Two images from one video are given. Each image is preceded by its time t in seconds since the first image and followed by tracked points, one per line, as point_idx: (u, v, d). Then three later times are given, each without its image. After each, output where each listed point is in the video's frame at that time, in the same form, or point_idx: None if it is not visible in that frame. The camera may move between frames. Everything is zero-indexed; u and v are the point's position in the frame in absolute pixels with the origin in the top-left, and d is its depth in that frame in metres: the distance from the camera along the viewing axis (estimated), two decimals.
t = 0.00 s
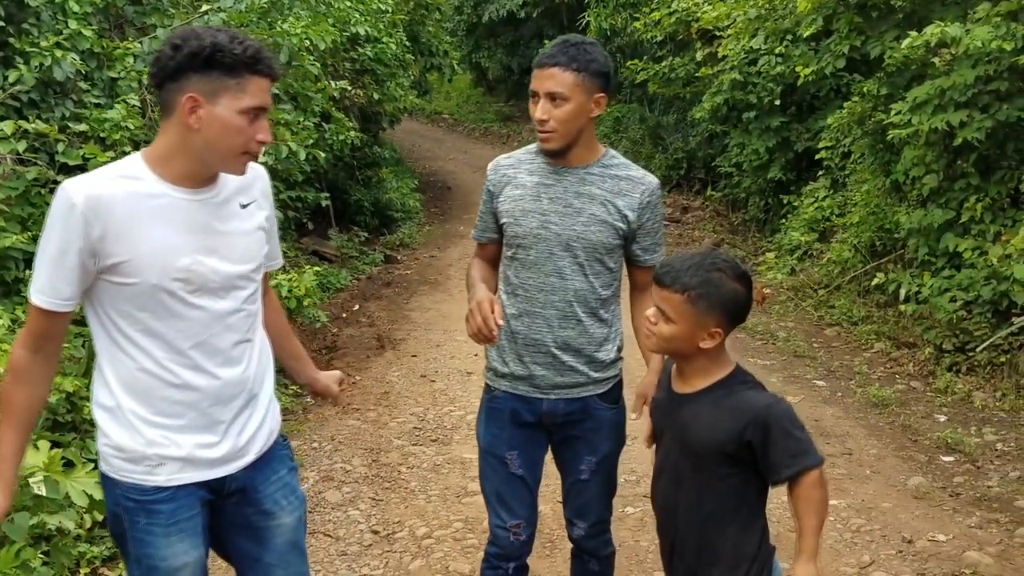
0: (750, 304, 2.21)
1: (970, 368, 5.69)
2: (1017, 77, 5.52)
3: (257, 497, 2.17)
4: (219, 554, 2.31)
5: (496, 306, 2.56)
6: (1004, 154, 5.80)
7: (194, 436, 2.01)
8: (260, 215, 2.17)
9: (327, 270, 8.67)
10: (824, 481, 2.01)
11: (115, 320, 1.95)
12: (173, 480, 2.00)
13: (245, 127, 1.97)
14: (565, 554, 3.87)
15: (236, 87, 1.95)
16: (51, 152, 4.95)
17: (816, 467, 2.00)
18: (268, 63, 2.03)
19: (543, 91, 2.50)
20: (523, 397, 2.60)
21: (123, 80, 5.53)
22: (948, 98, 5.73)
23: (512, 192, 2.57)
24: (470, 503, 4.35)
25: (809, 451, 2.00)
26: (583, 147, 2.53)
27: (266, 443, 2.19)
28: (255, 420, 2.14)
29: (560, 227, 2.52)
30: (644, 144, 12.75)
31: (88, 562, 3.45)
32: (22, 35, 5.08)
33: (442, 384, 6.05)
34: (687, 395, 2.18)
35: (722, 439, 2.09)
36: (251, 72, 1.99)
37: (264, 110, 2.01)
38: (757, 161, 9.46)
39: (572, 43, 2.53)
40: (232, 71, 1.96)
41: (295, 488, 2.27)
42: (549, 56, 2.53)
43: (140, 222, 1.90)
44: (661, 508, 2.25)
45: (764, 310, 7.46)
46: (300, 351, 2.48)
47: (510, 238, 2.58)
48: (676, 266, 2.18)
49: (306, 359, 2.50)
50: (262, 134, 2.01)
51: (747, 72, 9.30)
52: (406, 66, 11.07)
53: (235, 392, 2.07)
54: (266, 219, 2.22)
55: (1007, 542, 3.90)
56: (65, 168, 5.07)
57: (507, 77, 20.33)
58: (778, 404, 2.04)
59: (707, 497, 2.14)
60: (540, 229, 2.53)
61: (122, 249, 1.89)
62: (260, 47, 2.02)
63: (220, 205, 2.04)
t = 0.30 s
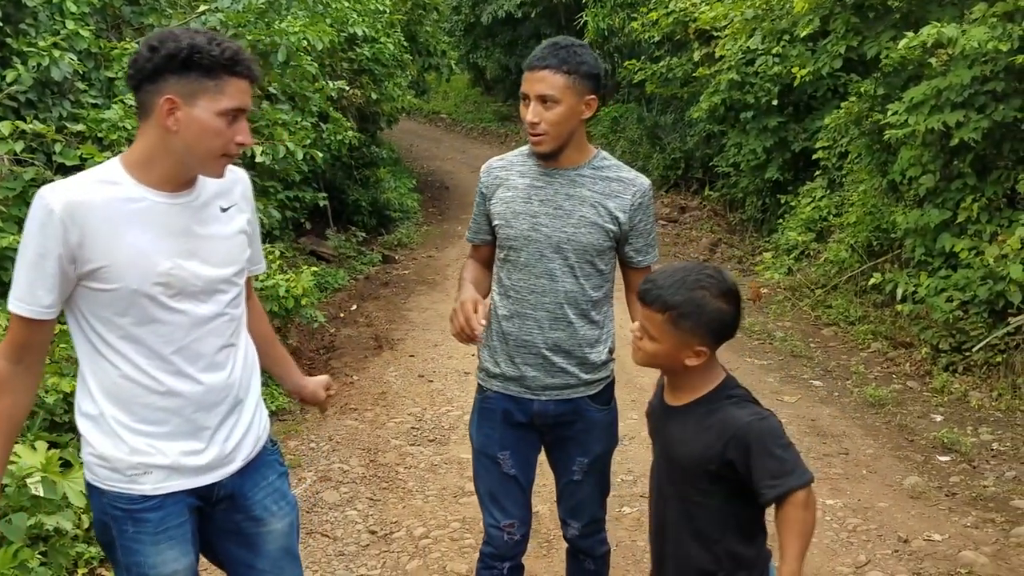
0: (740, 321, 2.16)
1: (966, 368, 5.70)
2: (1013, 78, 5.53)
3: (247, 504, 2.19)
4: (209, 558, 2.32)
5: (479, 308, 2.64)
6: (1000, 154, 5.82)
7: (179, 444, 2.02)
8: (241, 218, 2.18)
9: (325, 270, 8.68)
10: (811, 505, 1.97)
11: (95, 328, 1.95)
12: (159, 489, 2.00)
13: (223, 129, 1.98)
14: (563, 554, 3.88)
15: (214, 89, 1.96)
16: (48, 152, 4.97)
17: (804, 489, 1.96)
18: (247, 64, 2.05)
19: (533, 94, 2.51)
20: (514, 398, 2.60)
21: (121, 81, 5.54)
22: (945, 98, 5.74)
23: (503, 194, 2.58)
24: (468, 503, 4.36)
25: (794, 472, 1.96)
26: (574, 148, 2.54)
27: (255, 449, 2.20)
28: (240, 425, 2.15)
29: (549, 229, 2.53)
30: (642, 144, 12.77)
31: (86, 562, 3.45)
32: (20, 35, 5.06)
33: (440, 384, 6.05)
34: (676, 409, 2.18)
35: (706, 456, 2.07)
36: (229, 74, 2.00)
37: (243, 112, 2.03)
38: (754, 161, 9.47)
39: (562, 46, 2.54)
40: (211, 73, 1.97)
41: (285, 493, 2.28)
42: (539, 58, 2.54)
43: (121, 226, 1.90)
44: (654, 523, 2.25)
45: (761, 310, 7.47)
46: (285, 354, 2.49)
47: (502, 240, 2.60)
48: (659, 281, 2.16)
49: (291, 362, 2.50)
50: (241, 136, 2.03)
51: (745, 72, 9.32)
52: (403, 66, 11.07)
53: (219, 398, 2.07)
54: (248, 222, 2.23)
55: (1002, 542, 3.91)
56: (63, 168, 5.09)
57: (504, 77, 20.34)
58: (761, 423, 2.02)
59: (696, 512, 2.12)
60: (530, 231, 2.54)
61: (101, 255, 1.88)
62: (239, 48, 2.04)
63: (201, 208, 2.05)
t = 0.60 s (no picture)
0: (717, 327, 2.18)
1: (965, 371, 5.71)
2: (1010, 82, 5.55)
3: (245, 510, 2.20)
4: (207, 564, 2.33)
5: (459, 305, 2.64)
6: (998, 158, 5.83)
7: (175, 452, 2.03)
8: (233, 224, 2.20)
9: (325, 273, 8.69)
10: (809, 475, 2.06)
11: (89, 338, 1.95)
12: (156, 498, 2.01)
13: (220, 131, 2.01)
14: (562, 558, 3.89)
15: (207, 94, 1.99)
16: (48, 156, 4.97)
17: (801, 461, 2.04)
18: (235, 69, 2.07)
19: (530, 100, 2.51)
20: (508, 403, 2.62)
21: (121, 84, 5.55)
22: (942, 102, 5.75)
23: (500, 201, 2.60)
24: (467, 507, 4.37)
25: (794, 446, 2.04)
26: (570, 155, 2.55)
27: (251, 457, 2.21)
28: (236, 432, 2.16)
29: (544, 236, 2.54)
30: (641, 146, 12.79)
31: (86, 566, 3.45)
32: (20, 39, 5.09)
33: (439, 387, 6.06)
34: (666, 418, 2.16)
35: (715, 451, 2.08)
36: (218, 77, 2.02)
37: (234, 112, 2.06)
38: (752, 164, 9.49)
39: (557, 52, 2.55)
40: (202, 79, 1.99)
41: (283, 497, 2.29)
42: (535, 65, 2.54)
43: (115, 235, 1.91)
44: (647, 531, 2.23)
45: (760, 314, 7.49)
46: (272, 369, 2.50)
47: (498, 246, 2.61)
48: (642, 296, 2.13)
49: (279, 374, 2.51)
50: (234, 135, 2.06)
51: (743, 75, 9.35)
52: (403, 69, 11.08)
53: (215, 405, 2.08)
54: (239, 229, 2.25)
55: (1001, 545, 3.93)
56: (63, 172, 5.09)
57: (503, 80, 20.38)
58: (762, 405, 2.07)
59: (706, 506, 2.12)
60: (526, 237, 2.55)
61: (95, 265, 1.89)
62: (224, 51, 2.05)
63: (193, 215, 2.06)
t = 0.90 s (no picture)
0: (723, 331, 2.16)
1: (965, 382, 5.71)
2: (1009, 93, 5.56)
3: (240, 520, 2.20)
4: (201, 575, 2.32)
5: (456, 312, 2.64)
6: (997, 169, 5.85)
7: (172, 463, 2.03)
8: (226, 235, 2.20)
9: (324, 284, 8.70)
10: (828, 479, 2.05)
11: (85, 352, 1.95)
12: (153, 510, 2.01)
13: (215, 142, 2.02)
14: (562, 570, 3.88)
15: (201, 106, 1.99)
16: (49, 167, 4.97)
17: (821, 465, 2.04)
18: (228, 81, 2.07)
19: (529, 112, 2.52)
20: (504, 414, 2.62)
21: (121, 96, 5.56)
22: (941, 114, 5.77)
23: (497, 212, 2.61)
24: (467, 519, 4.36)
25: (814, 451, 2.03)
26: (569, 167, 2.56)
27: (244, 468, 2.20)
28: (231, 444, 2.16)
29: (541, 247, 2.54)
30: (640, 158, 12.82)
31: None
32: (21, 51, 5.11)
33: (439, 398, 6.06)
34: (684, 430, 2.11)
35: (737, 460, 2.06)
36: (212, 89, 2.03)
37: (229, 124, 2.07)
38: (751, 176, 9.52)
39: (557, 65, 2.55)
40: (196, 91, 1.99)
41: (278, 508, 2.29)
42: (535, 77, 2.54)
43: (111, 247, 1.91)
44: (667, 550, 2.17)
45: (760, 324, 7.49)
46: (268, 380, 2.49)
47: (495, 257, 2.62)
48: (647, 312, 2.09)
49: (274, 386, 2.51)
50: (229, 146, 2.06)
51: (742, 87, 9.39)
52: (403, 81, 11.12)
53: (211, 417, 2.09)
54: (232, 239, 2.25)
55: (1002, 557, 3.92)
56: (63, 183, 5.09)
57: (503, 91, 20.46)
58: (779, 410, 2.07)
59: (730, 515, 2.09)
60: (523, 249, 2.56)
61: (92, 277, 1.89)
62: (218, 63, 2.06)
63: (187, 226, 2.06)
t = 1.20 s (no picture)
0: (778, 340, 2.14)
1: (965, 387, 5.71)
2: (1009, 98, 5.57)
3: (241, 518, 2.20)
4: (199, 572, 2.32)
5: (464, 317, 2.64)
6: (997, 174, 5.85)
7: (172, 466, 2.03)
8: (223, 237, 2.20)
9: (324, 288, 8.70)
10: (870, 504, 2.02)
11: (83, 357, 1.94)
12: (152, 512, 2.00)
13: (205, 149, 2.00)
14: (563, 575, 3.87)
15: (192, 111, 1.98)
16: (49, 171, 4.97)
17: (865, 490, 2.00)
18: (223, 85, 2.07)
19: (532, 117, 2.52)
20: (506, 419, 2.61)
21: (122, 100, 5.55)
22: (941, 119, 5.77)
23: (499, 216, 2.60)
24: (467, 524, 4.35)
25: (858, 476, 1.99)
26: (571, 171, 2.56)
27: (240, 469, 2.19)
28: (229, 446, 2.16)
29: (545, 252, 2.54)
30: (640, 163, 12.83)
31: None
32: (21, 55, 5.11)
33: (439, 403, 6.05)
34: (730, 436, 2.07)
35: (780, 472, 2.01)
36: (206, 95, 2.01)
37: (223, 131, 2.05)
38: (751, 181, 9.53)
39: (558, 70, 2.55)
40: (187, 95, 1.98)
41: (283, 504, 2.29)
42: (536, 82, 2.54)
43: (108, 251, 1.91)
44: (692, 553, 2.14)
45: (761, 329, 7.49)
46: (268, 383, 2.49)
47: (497, 261, 2.61)
48: (703, 314, 2.08)
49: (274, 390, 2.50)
50: (221, 154, 2.04)
51: (741, 92, 9.41)
52: (403, 86, 11.13)
53: (208, 419, 2.09)
54: (229, 241, 2.24)
55: (1003, 562, 3.91)
56: (63, 188, 5.09)
57: (503, 96, 20.48)
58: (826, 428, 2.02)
59: (766, 528, 2.04)
60: (526, 253, 2.55)
61: (90, 282, 1.89)
62: (213, 68, 2.05)
63: (184, 229, 2.06)
